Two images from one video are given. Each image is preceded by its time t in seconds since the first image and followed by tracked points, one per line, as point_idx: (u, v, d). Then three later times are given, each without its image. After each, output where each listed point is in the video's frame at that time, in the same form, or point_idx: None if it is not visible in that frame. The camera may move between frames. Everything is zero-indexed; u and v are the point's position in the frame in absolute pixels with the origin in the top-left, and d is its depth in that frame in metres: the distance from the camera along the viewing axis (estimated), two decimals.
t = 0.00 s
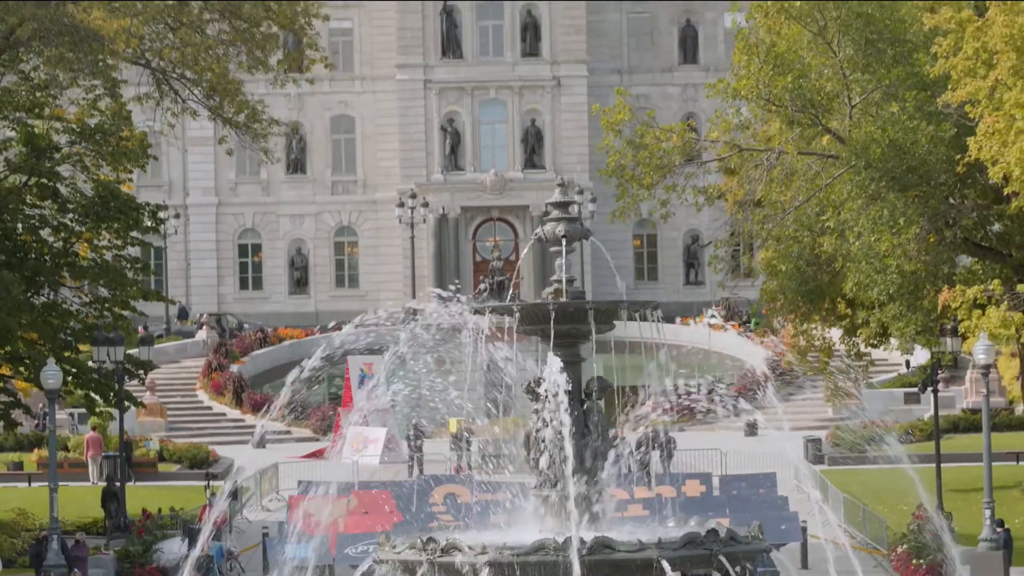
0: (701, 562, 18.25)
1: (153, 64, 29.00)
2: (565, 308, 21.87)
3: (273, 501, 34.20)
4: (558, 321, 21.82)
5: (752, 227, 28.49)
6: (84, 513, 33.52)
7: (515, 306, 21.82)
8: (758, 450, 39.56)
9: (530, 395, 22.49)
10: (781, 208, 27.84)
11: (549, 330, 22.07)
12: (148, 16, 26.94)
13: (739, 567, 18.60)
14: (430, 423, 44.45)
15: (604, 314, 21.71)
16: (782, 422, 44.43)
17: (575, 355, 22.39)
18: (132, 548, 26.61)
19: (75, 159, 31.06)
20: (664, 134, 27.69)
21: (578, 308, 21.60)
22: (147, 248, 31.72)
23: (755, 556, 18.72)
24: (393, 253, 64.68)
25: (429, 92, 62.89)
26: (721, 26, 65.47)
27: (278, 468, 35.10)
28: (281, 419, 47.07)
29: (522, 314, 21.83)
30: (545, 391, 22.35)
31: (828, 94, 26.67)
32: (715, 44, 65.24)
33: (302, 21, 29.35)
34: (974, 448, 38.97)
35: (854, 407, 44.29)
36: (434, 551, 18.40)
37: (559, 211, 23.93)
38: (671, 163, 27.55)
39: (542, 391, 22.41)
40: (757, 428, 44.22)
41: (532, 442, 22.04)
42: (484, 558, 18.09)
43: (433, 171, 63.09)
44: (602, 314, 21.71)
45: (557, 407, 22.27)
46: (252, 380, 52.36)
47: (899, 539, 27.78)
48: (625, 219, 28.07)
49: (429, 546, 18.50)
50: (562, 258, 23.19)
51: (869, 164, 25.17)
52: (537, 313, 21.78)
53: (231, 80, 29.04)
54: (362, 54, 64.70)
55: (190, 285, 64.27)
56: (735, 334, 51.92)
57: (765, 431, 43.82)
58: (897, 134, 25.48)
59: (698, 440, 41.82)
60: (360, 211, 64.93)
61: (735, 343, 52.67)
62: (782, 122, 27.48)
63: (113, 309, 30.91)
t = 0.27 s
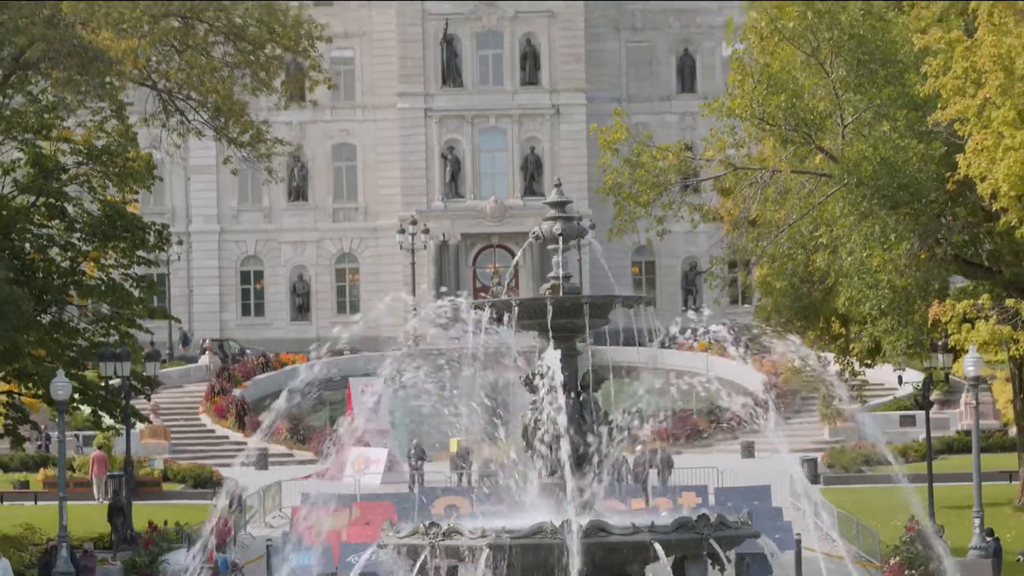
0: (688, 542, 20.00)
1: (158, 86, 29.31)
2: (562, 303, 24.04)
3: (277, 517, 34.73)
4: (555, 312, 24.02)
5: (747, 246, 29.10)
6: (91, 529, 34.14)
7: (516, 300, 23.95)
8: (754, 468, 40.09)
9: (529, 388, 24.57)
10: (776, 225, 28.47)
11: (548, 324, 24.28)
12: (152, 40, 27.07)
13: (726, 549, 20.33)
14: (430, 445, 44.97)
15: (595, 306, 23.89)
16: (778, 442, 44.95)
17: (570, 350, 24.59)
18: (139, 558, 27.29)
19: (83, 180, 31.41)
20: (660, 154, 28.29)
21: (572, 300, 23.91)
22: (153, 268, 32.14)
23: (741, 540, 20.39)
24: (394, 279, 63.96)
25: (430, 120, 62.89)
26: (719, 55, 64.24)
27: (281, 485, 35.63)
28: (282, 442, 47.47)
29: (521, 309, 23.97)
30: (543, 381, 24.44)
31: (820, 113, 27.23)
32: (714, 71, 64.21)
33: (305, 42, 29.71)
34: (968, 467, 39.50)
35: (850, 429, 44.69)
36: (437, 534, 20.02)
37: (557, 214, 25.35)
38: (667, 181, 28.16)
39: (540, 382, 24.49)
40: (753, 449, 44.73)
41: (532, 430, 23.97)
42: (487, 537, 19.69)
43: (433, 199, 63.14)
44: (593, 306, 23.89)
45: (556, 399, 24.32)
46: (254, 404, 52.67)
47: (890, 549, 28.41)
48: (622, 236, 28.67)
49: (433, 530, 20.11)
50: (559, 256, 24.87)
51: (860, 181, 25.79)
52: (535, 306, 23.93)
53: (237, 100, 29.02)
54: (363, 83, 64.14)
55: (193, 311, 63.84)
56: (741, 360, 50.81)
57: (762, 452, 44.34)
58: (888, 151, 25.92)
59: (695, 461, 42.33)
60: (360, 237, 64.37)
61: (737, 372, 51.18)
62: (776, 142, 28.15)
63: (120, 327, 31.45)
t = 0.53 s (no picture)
0: (684, 535, 19.48)
1: (163, 102, 29.61)
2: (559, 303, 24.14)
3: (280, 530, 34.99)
4: (553, 313, 24.11)
5: (745, 259, 29.60)
6: (96, 540, 34.50)
7: (514, 301, 24.07)
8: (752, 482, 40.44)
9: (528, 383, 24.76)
10: (772, 238, 28.95)
11: (545, 323, 24.37)
12: (159, 56, 27.68)
13: (722, 541, 19.77)
14: (432, 460, 45.29)
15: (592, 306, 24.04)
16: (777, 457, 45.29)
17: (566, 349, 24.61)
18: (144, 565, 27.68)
19: (88, 195, 31.72)
20: (658, 167, 28.78)
21: (570, 301, 23.98)
22: (158, 282, 32.48)
23: (738, 532, 19.92)
24: (396, 297, 64.23)
25: (431, 140, 63.40)
26: (718, 75, 64.64)
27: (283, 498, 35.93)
28: (286, 458, 47.72)
29: (520, 307, 24.07)
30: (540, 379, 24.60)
31: (815, 127, 27.70)
32: (711, 91, 64.51)
33: (308, 59, 30.00)
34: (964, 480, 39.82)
35: (846, 444, 44.87)
36: (438, 526, 19.84)
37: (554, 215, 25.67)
38: (664, 195, 28.63)
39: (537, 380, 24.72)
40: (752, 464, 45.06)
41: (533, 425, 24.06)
42: (483, 531, 19.46)
43: (434, 218, 63.58)
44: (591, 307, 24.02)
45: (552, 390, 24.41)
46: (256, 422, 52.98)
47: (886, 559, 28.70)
48: (620, 248, 29.15)
49: (433, 521, 19.95)
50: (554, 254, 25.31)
51: (855, 195, 26.27)
52: (533, 305, 24.03)
53: (241, 116, 29.17)
54: (365, 103, 64.48)
55: (195, 328, 64.18)
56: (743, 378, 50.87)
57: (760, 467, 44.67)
58: (882, 165, 26.35)
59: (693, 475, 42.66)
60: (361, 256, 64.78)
61: (738, 391, 51.10)
62: (772, 155, 28.67)
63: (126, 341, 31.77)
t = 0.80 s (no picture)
0: (672, 523, 20.67)
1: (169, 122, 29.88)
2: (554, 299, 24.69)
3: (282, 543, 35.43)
4: (549, 311, 24.68)
5: (740, 275, 30.19)
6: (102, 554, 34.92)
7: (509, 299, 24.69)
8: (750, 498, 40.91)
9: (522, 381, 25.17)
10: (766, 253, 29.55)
11: (540, 321, 24.96)
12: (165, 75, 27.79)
13: (710, 530, 21.00)
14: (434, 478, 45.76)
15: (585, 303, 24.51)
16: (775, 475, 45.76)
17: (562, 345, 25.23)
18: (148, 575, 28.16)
19: (95, 213, 31.86)
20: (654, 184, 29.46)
21: (565, 299, 24.55)
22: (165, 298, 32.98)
23: (726, 521, 21.07)
24: (398, 320, 64.73)
25: (433, 164, 63.85)
26: (718, 100, 65.17)
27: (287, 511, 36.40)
28: (290, 478, 48.15)
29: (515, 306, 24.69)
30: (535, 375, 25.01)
31: (808, 145, 28.35)
32: (711, 115, 65.01)
33: (312, 79, 30.41)
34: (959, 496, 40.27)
35: (843, 464, 45.49)
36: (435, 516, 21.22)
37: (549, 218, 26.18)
38: (660, 212, 29.23)
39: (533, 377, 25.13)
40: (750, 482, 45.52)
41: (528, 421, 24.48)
42: (480, 520, 20.87)
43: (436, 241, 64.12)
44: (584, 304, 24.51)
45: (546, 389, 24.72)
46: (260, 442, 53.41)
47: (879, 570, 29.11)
48: (618, 264, 29.74)
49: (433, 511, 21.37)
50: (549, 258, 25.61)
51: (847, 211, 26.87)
52: (527, 304, 24.64)
53: (246, 135, 29.68)
54: (367, 128, 65.11)
55: (199, 350, 64.70)
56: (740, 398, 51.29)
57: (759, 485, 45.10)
58: (873, 181, 27.01)
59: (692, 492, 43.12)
60: (364, 279, 65.28)
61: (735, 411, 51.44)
62: (766, 172, 29.11)
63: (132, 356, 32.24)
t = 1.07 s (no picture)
0: (664, 516, 20.95)
1: (175, 135, 30.13)
2: (550, 297, 25.60)
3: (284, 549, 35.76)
4: (544, 309, 25.57)
5: (736, 285, 30.77)
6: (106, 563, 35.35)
7: (506, 295, 25.56)
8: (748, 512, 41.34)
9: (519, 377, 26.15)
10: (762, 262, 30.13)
11: (535, 319, 25.82)
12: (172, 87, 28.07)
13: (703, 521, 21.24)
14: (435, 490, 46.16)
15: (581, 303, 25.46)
16: (775, 487, 46.21)
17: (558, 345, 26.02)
18: None
19: (101, 226, 32.18)
20: (652, 197, 30.04)
21: (560, 299, 25.50)
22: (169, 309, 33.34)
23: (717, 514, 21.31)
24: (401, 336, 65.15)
25: (435, 181, 64.48)
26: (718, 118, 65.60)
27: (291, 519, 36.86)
28: (295, 492, 48.49)
29: (512, 302, 25.57)
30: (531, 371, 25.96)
31: (804, 157, 28.86)
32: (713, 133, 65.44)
33: (314, 93, 30.76)
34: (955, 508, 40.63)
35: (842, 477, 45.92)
36: (434, 508, 21.43)
37: (545, 219, 26.90)
38: (658, 223, 29.81)
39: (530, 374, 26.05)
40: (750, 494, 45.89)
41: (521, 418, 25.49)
42: (477, 511, 21.18)
43: (438, 257, 64.59)
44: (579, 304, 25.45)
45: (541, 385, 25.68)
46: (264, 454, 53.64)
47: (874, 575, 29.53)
48: (617, 274, 30.33)
49: (431, 504, 21.57)
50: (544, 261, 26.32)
51: (842, 223, 27.40)
52: (526, 301, 25.54)
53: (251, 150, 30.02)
54: (371, 145, 65.50)
55: (203, 366, 65.17)
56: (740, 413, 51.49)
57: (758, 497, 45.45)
58: (867, 194, 27.41)
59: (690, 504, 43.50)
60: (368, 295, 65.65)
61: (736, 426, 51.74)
62: (762, 184, 29.52)
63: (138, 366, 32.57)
